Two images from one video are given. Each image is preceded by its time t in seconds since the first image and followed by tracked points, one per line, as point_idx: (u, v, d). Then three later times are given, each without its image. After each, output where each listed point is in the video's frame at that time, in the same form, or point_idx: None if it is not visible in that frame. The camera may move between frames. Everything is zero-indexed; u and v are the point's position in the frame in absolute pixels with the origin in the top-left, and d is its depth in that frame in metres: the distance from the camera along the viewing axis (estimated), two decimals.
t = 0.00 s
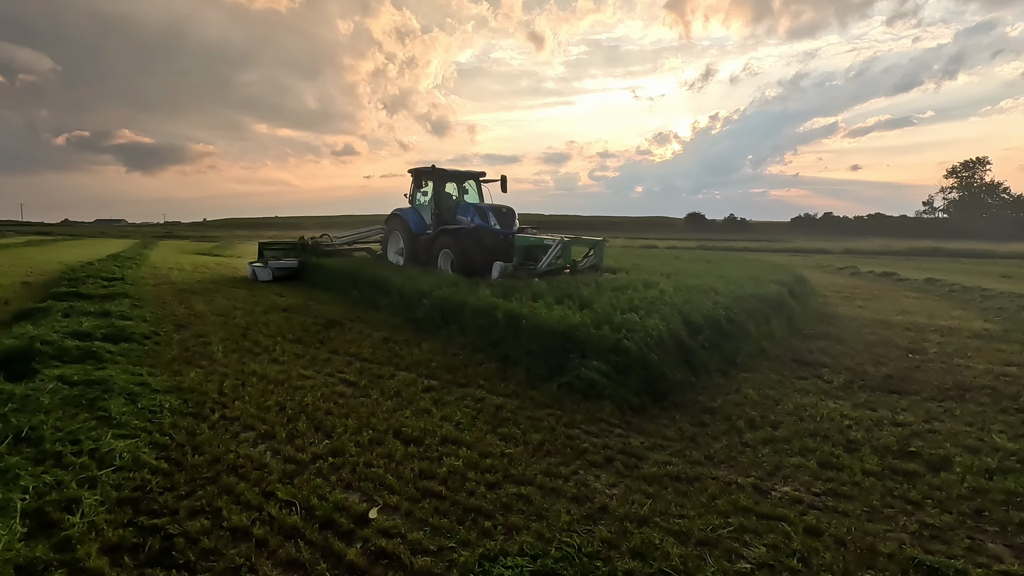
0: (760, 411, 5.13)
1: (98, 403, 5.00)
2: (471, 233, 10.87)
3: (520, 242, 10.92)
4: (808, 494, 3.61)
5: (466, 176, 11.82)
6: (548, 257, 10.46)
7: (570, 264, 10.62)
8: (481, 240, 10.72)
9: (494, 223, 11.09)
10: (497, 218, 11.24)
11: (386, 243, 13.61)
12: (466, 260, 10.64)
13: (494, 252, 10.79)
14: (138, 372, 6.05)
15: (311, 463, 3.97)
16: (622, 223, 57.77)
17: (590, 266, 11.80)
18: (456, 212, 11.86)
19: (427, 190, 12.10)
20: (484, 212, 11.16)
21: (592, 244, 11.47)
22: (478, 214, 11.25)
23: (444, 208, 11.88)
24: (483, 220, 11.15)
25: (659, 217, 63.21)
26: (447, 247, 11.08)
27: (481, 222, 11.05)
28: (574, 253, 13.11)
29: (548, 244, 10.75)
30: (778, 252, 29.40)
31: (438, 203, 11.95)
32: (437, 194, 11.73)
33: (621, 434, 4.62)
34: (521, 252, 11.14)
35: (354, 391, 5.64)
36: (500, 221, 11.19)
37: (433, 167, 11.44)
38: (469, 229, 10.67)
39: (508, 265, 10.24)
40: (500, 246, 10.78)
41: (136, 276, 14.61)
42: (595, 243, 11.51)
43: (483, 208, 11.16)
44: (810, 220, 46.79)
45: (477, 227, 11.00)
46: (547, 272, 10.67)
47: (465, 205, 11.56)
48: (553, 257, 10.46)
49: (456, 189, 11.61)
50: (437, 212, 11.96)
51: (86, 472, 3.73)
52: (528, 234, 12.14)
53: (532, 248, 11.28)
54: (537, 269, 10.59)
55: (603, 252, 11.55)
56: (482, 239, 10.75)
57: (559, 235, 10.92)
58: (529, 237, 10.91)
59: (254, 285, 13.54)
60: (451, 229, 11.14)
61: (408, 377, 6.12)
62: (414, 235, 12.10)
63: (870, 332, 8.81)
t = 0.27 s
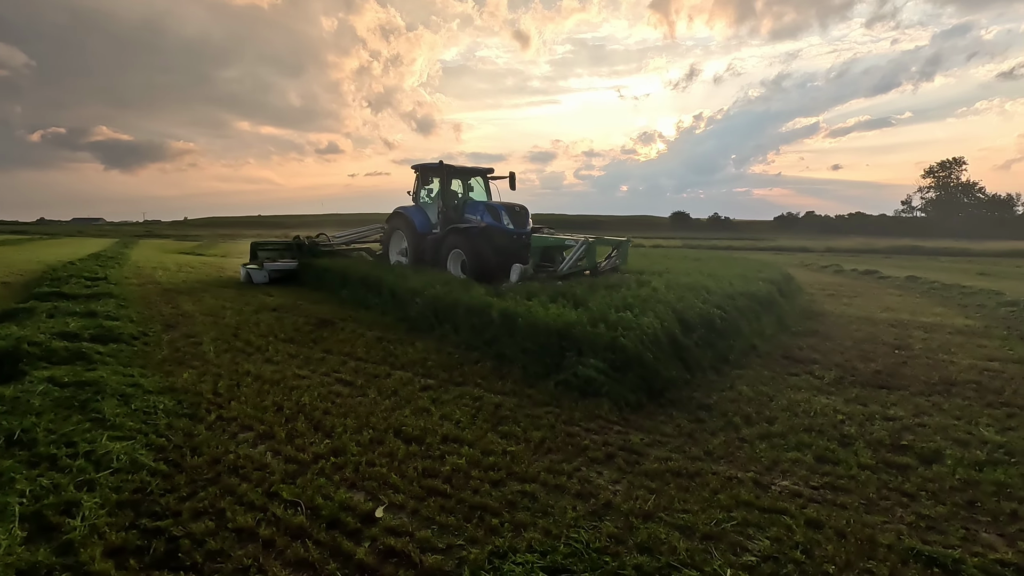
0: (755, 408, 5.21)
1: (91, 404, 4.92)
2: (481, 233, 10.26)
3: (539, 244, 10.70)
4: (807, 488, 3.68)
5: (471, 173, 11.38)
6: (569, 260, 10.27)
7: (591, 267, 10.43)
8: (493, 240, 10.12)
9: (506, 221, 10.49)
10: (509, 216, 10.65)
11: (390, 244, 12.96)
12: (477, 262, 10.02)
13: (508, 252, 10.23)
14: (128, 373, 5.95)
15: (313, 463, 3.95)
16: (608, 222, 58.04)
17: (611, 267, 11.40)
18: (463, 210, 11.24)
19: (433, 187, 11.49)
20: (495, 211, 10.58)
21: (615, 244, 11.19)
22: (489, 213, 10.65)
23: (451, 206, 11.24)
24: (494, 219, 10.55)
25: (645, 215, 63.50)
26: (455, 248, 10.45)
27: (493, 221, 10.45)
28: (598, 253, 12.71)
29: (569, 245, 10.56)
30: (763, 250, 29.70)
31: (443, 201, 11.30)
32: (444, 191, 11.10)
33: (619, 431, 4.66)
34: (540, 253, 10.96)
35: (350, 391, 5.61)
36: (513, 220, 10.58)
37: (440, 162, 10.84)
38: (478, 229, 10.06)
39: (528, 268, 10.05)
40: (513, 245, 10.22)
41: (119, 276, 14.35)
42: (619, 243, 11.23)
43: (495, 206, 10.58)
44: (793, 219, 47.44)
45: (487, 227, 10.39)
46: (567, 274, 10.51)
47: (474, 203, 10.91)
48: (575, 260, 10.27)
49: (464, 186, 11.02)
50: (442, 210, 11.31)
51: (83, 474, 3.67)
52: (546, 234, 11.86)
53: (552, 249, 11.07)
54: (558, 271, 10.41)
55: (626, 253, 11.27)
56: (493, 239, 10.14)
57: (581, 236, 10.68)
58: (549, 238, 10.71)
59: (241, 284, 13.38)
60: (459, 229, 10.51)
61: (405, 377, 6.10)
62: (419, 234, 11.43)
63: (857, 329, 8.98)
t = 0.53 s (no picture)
0: (751, 404, 5.28)
1: (84, 408, 4.84)
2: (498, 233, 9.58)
3: (566, 246, 9.60)
4: (806, 483, 3.74)
5: (481, 169, 11.02)
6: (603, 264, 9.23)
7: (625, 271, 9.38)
8: (512, 240, 9.45)
9: (525, 222, 9.81)
10: (528, 216, 9.96)
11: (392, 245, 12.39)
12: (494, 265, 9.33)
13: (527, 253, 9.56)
14: (120, 376, 5.86)
15: (315, 464, 3.93)
16: (596, 222, 58.23)
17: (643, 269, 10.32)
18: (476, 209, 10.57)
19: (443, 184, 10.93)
20: (513, 210, 9.87)
21: (650, 244, 10.07)
22: (506, 212, 9.96)
23: (463, 205, 10.59)
24: (512, 219, 9.85)
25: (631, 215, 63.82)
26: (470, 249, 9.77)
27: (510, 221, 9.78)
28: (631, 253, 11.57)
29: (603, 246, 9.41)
30: (749, 249, 30.01)
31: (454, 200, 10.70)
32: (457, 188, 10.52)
33: (619, 429, 4.69)
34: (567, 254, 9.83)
35: (348, 391, 5.58)
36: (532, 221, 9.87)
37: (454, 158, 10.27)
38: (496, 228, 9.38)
39: (557, 272, 9.01)
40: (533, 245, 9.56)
41: (102, 277, 14.12)
42: (653, 244, 10.10)
43: (512, 205, 9.91)
44: (778, 218, 48.00)
45: (504, 226, 9.71)
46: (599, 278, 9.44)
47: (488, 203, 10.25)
48: (609, 263, 9.23)
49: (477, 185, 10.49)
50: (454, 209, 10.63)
51: (82, 479, 3.61)
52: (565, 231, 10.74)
53: (577, 250, 10.06)
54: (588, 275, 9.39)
55: (660, 255, 10.16)
56: (511, 239, 9.44)
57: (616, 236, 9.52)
58: (582, 237, 9.44)
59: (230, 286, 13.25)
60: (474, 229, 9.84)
61: (402, 377, 6.08)
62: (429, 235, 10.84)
63: (845, 327, 9.11)
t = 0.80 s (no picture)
0: (742, 401, 5.35)
1: (72, 411, 4.77)
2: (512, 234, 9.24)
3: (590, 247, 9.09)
4: (797, 478, 3.80)
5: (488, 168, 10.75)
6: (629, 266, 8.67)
7: (651, 274, 8.86)
8: (527, 241, 9.09)
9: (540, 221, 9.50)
10: (544, 216, 9.63)
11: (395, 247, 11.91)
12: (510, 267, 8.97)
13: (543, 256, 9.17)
14: (107, 379, 5.78)
15: (309, 465, 3.92)
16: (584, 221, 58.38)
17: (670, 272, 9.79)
18: (486, 209, 10.20)
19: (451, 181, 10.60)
20: (529, 209, 9.55)
21: (679, 245, 9.48)
22: (520, 212, 9.62)
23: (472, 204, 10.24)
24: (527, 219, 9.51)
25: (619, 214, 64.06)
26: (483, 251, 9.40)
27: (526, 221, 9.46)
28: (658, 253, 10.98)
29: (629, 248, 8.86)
30: (735, 249, 30.26)
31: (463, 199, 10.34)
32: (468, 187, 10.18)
33: (612, 427, 4.73)
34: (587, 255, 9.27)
35: (340, 392, 5.56)
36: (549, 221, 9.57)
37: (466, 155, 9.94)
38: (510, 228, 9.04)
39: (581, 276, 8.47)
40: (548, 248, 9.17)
41: (85, 278, 13.90)
42: (682, 245, 9.57)
43: (527, 204, 9.58)
44: (763, 217, 48.53)
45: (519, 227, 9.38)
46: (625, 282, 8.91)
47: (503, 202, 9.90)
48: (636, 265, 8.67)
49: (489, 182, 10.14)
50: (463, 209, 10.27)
51: (72, 482, 3.57)
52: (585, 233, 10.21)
53: (599, 251, 9.51)
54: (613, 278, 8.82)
55: (689, 256, 9.58)
56: (526, 241, 9.08)
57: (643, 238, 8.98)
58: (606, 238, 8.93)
59: (216, 287, 13.12)
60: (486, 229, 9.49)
61: (394, 377, 6.06)
62: (437, 236, 10.45)
63: (831, 324, 9.26)
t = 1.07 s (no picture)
0: (726, 397, 5.44)
1: (55, 414, 4.72)
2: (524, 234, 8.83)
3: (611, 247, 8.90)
4: (779, 471, 3.89)
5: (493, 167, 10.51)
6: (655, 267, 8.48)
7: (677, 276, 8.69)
8: (540, 241, 8.67)
9: (556, 220, 9.13)
10: (558, 214, 9.27)
11: (397, 249, 11.45)
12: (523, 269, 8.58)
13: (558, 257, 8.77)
14: (90, 381, 5.71)
15: (298, 465, 3.92)
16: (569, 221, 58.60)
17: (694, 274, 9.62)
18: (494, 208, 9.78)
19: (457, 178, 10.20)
20: (543, 207, 9.20)
21: (704, 246, 9.46)
22: (533, 210, 9.24)
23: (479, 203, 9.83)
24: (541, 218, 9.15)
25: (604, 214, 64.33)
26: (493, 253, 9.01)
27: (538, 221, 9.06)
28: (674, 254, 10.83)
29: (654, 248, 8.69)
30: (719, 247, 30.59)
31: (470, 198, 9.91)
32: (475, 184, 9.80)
33: (599, 424, 4.79)
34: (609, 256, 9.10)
35: (328, 392, 5.56)
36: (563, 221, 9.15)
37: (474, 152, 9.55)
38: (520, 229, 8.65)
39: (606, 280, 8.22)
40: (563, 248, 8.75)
41: (64, 280, 13.64)
42: (707, 246, 9.49)
43: (540, 202, 9.24)
44: (746, 216, 49.12)
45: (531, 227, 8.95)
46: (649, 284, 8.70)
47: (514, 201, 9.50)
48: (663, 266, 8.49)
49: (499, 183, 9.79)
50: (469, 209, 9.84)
51: (57, 485, 3.54)
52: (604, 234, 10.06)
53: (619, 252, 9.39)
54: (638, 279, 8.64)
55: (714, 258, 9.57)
56: (539, 241, 8.66)
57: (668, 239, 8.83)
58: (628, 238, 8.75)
59: (200, 288, 12.97)
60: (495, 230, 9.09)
61: (382, 377, 6.07)
62: (443, 237, 10.04)
63: (813, 322, 9.43)
